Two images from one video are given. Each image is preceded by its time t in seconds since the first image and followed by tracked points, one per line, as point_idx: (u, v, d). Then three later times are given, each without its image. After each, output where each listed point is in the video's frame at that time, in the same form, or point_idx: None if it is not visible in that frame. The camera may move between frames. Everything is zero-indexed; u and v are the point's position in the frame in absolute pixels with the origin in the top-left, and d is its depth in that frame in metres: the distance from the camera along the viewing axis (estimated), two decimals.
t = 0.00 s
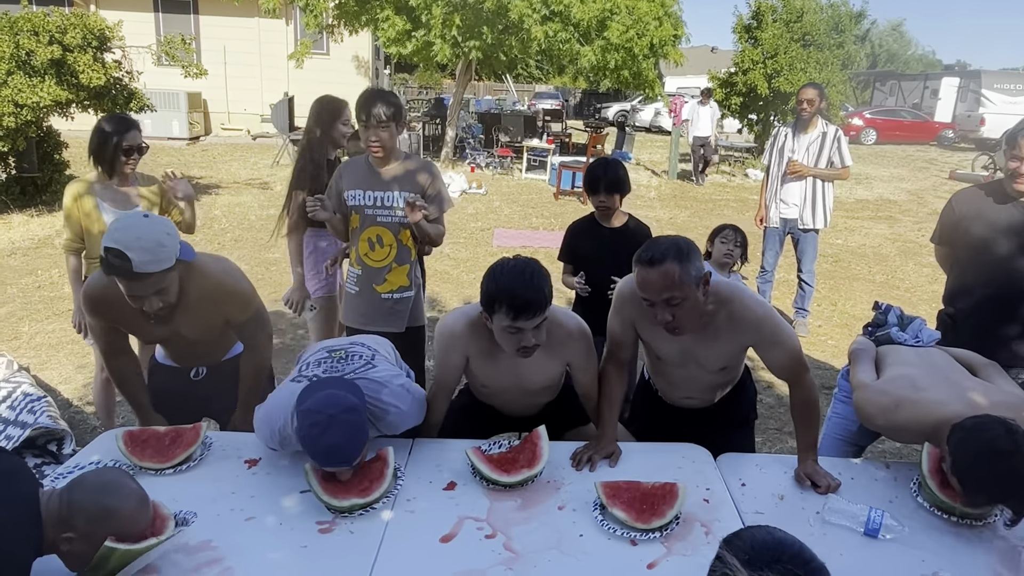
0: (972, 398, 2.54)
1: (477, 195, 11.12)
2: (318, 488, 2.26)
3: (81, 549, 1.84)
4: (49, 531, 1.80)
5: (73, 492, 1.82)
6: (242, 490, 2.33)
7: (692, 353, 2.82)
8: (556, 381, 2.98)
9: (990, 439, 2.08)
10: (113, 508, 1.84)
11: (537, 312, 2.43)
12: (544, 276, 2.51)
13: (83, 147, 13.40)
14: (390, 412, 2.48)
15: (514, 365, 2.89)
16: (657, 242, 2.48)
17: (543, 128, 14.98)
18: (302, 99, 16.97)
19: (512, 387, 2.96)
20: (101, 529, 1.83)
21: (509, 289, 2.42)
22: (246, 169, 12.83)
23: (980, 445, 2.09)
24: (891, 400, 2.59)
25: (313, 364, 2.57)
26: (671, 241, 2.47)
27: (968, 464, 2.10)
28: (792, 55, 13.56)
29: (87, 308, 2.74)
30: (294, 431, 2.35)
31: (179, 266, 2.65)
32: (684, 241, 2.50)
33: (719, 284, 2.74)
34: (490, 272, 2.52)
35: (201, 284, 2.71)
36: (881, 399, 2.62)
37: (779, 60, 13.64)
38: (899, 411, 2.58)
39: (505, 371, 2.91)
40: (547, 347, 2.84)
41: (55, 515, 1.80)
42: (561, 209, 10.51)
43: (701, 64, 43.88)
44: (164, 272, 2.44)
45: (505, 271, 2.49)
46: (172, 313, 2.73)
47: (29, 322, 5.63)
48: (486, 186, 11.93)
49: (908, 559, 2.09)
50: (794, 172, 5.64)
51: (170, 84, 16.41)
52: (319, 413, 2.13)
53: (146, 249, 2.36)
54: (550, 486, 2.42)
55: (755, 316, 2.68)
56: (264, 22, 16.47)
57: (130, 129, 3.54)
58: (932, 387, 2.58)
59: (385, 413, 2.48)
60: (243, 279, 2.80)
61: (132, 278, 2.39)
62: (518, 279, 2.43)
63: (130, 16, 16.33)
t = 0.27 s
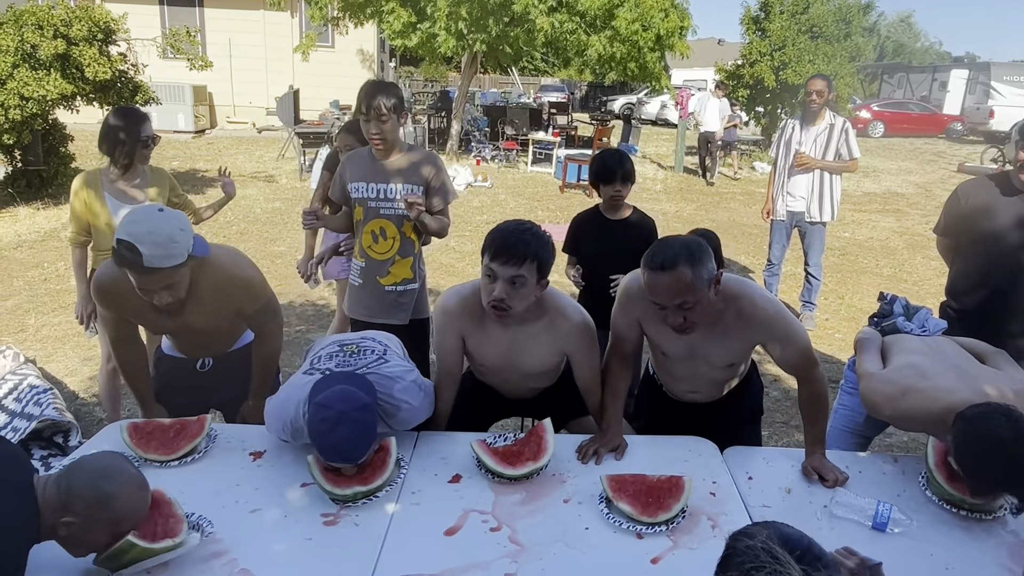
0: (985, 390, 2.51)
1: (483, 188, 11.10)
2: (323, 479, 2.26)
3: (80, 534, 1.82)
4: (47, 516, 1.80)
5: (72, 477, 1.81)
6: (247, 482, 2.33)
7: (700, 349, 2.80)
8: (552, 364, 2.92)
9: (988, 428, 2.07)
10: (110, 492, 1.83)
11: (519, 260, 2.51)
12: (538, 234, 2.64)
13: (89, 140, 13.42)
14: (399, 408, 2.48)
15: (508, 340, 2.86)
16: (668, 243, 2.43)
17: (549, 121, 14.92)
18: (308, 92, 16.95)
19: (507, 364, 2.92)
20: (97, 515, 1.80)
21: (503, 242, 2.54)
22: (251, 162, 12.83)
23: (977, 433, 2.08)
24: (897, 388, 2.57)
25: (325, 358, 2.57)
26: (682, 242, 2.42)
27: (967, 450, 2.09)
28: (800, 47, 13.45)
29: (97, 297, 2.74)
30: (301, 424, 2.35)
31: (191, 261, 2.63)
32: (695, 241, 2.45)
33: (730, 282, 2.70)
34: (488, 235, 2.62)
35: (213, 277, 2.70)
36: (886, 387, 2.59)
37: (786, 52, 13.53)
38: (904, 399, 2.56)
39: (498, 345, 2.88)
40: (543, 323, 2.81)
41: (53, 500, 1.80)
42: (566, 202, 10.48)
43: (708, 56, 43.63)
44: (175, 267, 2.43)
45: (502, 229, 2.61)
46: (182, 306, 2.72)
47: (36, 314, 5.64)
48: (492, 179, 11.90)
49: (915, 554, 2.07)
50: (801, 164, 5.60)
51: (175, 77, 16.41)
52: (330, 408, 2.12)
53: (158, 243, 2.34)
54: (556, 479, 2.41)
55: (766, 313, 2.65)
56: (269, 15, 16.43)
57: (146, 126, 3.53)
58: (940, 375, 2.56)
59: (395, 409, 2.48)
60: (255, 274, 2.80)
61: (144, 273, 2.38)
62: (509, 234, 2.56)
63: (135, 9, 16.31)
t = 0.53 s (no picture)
0: (988, 383, 2.54)
1: (488, 180, 11.09)
2: (327, 470, 2.27)
3: (83, 460, 1.81)
4: (49, 445, 1.80)
5: (66, 401, 1.79)
6: (256, 471, 2.35)
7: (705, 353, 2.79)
8: (551, 352, 2.91)
9: (973, 417, 2.09)
10: (108, 415, 1.78)
11: (509, 247, 2.50)
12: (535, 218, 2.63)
13: (95, 131, 13.44)
14: (404, 395, 2.49)
15: (506, 329, 2.86)
16: (664, 264, 2.38)
17: (555, 112, 14.86)
18: (313, 83, 16.93)
19: (506, 350, 2.93)
20: (97, 440, 1.78)
21: (500, 227, 2.53)
22: (257, 153, 12.83)
23: (966, 425, 2.09)
24: (900, 383, 2.55)
25: (331, 347, 2.59)
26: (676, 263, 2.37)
27: (958, 445, 2.11)
28: (807, 37, 13.35)
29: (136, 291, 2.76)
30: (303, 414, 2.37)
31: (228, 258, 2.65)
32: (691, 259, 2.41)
33: (732, 292, 2.66)
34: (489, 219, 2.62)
35: (252, 272, 2.72)
36: (887, 382, 2.57)
37: (794, 42, 13.44)
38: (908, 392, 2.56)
39: (496, 332, 2.88)
40: (540, 313, 2.79)
41: (51, 427, 1.79)
42: (572, 193, 10.47)
43: (714, 46, 43.36)
44: (210, 268, 2.45)
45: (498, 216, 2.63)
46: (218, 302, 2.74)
47: (44, 305, 5.68)
48: (497, 170, 11.87)
49: (921, 545, 2.08)
50: (808, 155, 5.57)
51: (181, 68, 16.41)
52: (324, 401, 2.14)
53: (196, 244, 2.37)
54: (562, 469, 2.42)
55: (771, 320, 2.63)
56: (274, 5, 16.37)
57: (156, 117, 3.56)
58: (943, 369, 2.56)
59: (398, 397, 2.49)
60: (293, 268, 2.82)
61: (182, 270, 2.41)
62: (503, 221, 2.54)
63: None
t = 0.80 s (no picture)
0: (995, 372, 2.53)
1: (492, 169, 11.06)
2: (333, 459, 2.28)
3: (87, 408, 1.84)
4: (50, 396, 1.82)
5: (65, 349, 1.82)
6: (264, 459, 2.37)
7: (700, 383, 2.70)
8: (554, 342, 2.93)
9: (994, 404, 2.07)
10: (112, 361, 1.83)
11: (514, 260, 2.43)
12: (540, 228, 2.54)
13: (99, 120, 13.43)
14: (408, 385, 2.51)
15: (511, 323, 2.86)
16: (648, 328, 2.22)
17: (559, 101, 14.79)
18: (316, 71, 16.87)
19: (511, 339, 2.94)
20: (99, 385, 1.81)
21: (502, 237, 2.45)
22: (260, 142, 12.80)
23: (985, 414, 2.08)
24: (908, 374, 2.55)
25: (336, 337, 2.61)
26: (658, 328, 2.20)
27: (977, 430, 2.10)
28: (814, 25, 13.25)
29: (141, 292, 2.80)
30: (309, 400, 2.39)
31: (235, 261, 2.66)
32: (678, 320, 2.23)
33: (730, 334, 2.51)
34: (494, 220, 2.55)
35: (259, 275, 2.74)
36: (896, 374, 2.56)
37: (800, 30, 13.33)
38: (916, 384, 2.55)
39: (501, 323, 2.89)
40: (547, 307, 2.79)
41: (52, 376, 1.81)
42: (576, 183, 10.44)
43: (719, 34, 43.07)
44: (216, 275, 2.47)
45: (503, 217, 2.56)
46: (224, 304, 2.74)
47: (51, 294, 5.70)
48: (501, 159, 11.84)
49: (926, 534, 2.08)
50: (815, 144, 5.54)
51: (184, 57, 16.36)
52: (334, 388, 2.15)
53: (203, 253, 2.38)
54: (568, 458, 2.43)
55: (767, 365, 2.50)
56: None
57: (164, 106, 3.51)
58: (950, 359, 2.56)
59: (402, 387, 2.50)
60: (298, 268, 2.85)
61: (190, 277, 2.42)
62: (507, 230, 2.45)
63: None
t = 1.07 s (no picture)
0: (997, 361, 2.53)
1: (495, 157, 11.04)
2: (343, 446, 2.29)
3: (110, 388, 1.85)
4: (71, 377, 1.82)
5: (88, 330, 1.84)
6: (269, 446, 2.39)
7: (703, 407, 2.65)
8: (558, 336, 2.93)
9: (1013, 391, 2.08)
10: (135, 343, 1.86)
11: (515, 284, 2.41)
12: (541, 256, 2.46)
13: (102, 108, 13.41)
14: (409, 371, 2.52)
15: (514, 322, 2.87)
16: (635, 393, 2.13)
17: (562, 89, 14.72)
18: (319, 59, 16.81)
19: (513, 335, 2.95)
20: (125, 366, 1.84)
21: (504, 258, 2.41)
22: (263, 130, 12.78)
23: (1002, 398, 2.09)
24: (913, 363, 2.57)
25: (337, 324, 2.62)
26: (644, 395, 2.10)
27: (990, 417, 2.10)
28: (819, 13, 13.15)
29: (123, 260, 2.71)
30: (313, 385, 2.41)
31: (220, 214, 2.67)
32: (668, 387, 2.11)
33: (730, 378, 2.40)
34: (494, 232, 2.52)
35: (248, 231, 2.75)
36: (903, 363, 2.58)
37: (805, 18, 13.24)
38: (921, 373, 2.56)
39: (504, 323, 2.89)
40: (552, 309, 2.78)
41: (74, 355, 1.82)
42: (579, 171, 10.42)
43: (723, 21, 42.77)
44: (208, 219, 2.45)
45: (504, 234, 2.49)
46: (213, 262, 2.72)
47: (55, 282, 5.72)
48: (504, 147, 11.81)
49: (926, 521, 2.10)
50: (819, 133, 5.52)
51: (186, 45, 16.30)
52: (339, 378, 2.16)
53: (195, 194, 2.37)
54: (570, 445, 2.45)
55: (766, 406, 2.41)
56: None
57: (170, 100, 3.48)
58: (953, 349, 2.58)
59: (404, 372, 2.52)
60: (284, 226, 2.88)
61: (184, 221, 2.41)
62: (513, 251, 2.42)
63: None
